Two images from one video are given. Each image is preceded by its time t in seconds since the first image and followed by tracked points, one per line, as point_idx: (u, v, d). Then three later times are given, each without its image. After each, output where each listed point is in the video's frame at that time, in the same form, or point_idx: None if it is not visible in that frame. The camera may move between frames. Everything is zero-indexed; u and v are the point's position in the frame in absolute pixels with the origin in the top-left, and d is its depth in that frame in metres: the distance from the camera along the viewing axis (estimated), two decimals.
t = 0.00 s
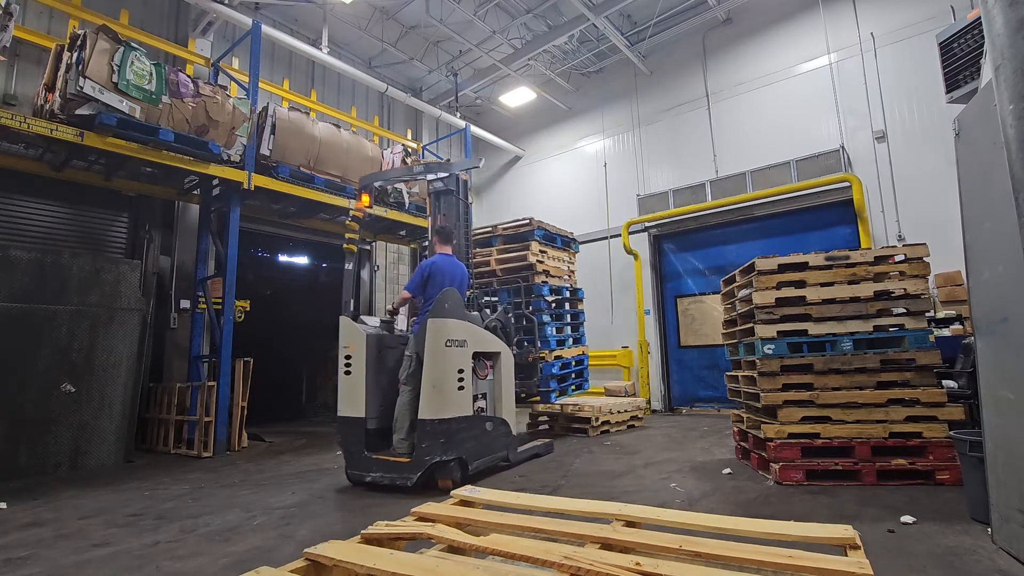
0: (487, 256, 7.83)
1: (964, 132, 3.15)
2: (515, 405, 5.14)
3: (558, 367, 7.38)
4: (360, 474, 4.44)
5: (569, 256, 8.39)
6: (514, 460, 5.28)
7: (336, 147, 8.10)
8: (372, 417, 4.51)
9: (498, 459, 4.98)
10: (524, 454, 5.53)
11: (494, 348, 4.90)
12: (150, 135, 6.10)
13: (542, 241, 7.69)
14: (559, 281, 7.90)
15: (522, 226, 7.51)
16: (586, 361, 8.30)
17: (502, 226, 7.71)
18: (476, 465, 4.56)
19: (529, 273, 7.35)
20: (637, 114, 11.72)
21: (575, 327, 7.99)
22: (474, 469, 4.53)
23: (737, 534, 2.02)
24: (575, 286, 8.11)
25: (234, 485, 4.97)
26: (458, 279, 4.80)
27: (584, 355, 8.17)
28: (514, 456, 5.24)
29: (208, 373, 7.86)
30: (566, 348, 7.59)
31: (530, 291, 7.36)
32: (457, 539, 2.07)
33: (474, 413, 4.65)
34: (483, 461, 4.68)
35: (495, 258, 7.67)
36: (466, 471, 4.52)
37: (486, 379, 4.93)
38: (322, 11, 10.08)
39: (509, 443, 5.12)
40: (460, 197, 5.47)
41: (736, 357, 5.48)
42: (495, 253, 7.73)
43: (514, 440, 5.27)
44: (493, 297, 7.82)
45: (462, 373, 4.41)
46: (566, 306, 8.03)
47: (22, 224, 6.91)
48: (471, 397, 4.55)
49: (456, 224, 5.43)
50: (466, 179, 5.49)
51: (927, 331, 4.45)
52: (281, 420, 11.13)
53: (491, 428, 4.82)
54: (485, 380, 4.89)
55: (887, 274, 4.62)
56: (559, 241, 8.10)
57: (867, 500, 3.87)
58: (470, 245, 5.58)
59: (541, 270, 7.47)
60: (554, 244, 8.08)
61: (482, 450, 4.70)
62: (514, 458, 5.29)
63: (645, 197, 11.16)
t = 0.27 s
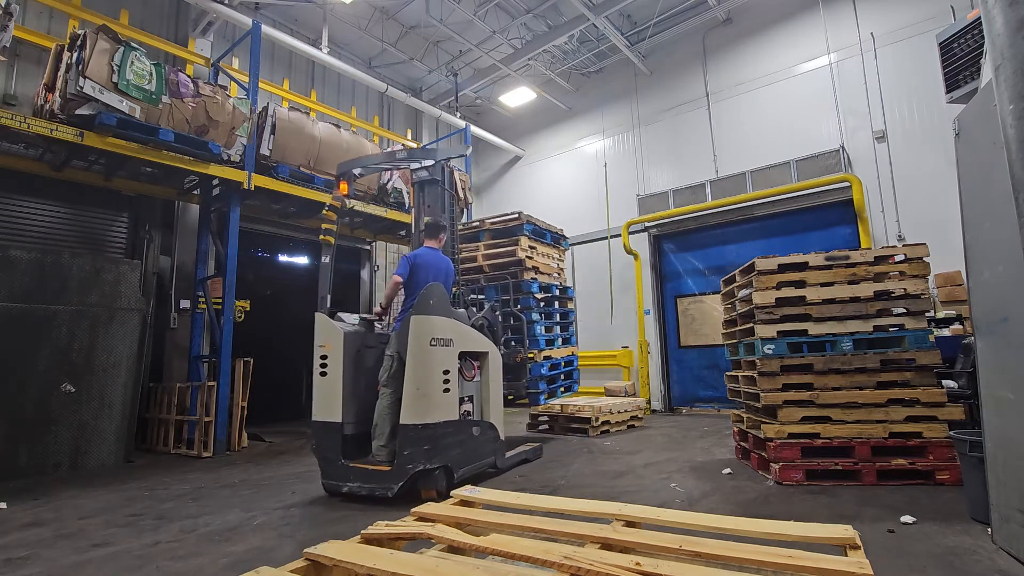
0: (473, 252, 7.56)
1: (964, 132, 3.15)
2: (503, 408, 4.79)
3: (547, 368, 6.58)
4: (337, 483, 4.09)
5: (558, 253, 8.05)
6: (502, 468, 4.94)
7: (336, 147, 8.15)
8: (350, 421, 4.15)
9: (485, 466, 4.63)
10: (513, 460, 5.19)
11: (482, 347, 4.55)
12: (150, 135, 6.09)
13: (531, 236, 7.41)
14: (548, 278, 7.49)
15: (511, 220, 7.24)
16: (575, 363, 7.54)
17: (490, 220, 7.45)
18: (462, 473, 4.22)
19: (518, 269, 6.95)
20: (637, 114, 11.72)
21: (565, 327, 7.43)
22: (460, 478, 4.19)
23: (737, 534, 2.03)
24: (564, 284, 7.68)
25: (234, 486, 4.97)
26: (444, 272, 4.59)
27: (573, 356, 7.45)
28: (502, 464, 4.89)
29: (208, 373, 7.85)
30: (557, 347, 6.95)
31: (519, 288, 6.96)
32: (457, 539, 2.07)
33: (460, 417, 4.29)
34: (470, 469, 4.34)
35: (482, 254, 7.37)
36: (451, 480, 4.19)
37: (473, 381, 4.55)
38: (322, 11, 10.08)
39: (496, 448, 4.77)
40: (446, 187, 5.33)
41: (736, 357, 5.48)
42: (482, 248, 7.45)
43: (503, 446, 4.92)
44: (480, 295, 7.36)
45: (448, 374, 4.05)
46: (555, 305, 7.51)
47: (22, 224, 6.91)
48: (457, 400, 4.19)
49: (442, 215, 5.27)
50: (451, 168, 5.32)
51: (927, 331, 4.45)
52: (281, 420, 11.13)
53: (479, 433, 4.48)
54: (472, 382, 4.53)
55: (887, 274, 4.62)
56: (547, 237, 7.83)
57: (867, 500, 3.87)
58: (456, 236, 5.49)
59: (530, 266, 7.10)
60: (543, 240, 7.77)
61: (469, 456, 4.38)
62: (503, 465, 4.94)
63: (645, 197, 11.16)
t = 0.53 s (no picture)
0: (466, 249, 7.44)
1: (964, 132, 3.15)
2: (496, 410, 4.73)
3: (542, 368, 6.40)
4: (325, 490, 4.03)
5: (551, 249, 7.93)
6: (495, 472, 4.86)
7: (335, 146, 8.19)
8: (336, 425, 4.09)
9: (478, 470, 4.56)
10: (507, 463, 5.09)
11: (475, 347, 4.50)
12: (150, 135, 6.09)
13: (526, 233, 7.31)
14: (542, 276, 7.37)
15: (505, 216, 7.07)
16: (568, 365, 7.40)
17: (482, 215, 7.28)
18: (454, 479, 4.16)
19: (513, 266, 6.77)
20: (637, 114, 11.72)
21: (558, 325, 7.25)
22: (452, 483, 4.14)
23: (737, 535, 2.03)
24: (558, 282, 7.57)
25: (234, 486, 4.97)
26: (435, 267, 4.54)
27: (566, 356, 7.30)
28: (496, 467, 4.81)
29: (208, 373, 7.85)
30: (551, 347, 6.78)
31: (513, 286, 6.73)
32: (457, 539, 2.07)
33: (452, 420, 4.22)
34: (462, 474, 4.28)
35: (474, 250, 7.24)
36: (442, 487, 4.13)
37: (466, 382, 4.50)
38: (322, 11, 10.07)
39: (489, 452, 4.70)
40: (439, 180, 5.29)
41: (736, 357, 5.48)
42: (474, 243, 7.34)
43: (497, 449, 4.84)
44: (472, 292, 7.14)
45: (439, 376, 3.99)
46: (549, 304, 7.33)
47: (22, 224, 6.91)
48: (449, 402, 4.12)
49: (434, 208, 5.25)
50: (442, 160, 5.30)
51: (927, 331, 4.45)
52: (281, 420, 11.13)
53: (472, 436, 4.42)
54: (465, 384, 4.46)
55: (887, 274, 4.62)
56: (541, 234, 7.73)
57: (867, 500, 3.87)
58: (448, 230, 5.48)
59: (525, 264, 6.95)
60: (537, 236, 7.69)
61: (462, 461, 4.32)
62: (498, 468, 4.89)
63: (645, 197, 11.16)
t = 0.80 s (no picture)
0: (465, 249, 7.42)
1: (964, 132, 3.15)
2: (493, 411, 4.74)
3: (542, 368, 6.38)
4: (320, 493, 4.01)
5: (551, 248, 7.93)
6: (493, 474, 4.84)
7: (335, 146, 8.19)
8: (330, 427, 4.10)
9: (476, 472, 4.55)
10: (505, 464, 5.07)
11: (473, 347, 4.51)
12: (150, 135, 6.08)
13: (525, 232, 7.28)
14: (542, 276, 7.38)
15: (504, 215, 7.04)
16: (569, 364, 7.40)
17: (482, 214, 7.21)
18: (452, 481, 4.15)
19: (512, 266, 6.77)
20: (637, 114, 11.72)
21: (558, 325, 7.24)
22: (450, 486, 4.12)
23: (737, 534, 2.03)
24: (558, 282, 7.58)
25: (234, 486, 4.97)
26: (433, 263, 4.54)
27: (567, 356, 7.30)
28: (494, 469, 4.80)
29: (208, 373, 7.84)
30: (551, 348, 6.76)
31: (512, 286, 6.70)
32: (457, 538, 2.07)
33: (450, 421, 4.23)
34: (459, 476, 4.27)
35: (473, 249, 7.25)
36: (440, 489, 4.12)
37: (463, 383, 4.50)
38: (322, 11, 10.08)
39: (488, 454, 4.70)
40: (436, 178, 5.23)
41: (736, 357, 5.48)
42: (473, 244, 7.32)
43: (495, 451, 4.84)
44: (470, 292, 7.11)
45: (437, 375, 3.98)
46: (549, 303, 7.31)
47: (22, 224, 6.91)
48: (447, 402, 4.12)
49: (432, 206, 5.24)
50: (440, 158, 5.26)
51: (927, 331, 4.45)
52: (281, 420, 11.13)
53: (469, 438, 4.41)
54: (462, 384, 4.46)
55: (887, 274, 4.62)
56: (541, 234, 7.70)
57: (867, 500, 3.87)
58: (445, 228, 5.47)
59: (525, 263, 6.98)
60: (537, 236, 7.67)
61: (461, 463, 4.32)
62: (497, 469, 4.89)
63: (645, 197, 11.16)
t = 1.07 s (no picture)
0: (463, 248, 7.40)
1: (964, 132, 3.16)
2: (487, 411, 4.73)
3: (542, 368, 6.41)
4: (308, 491, 4.04)
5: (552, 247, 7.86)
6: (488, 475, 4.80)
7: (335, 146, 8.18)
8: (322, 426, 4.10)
9: (469, 472, 4.51)
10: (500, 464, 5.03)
11: (464, 347, 4.48)
12: (150, 135, 6.08)
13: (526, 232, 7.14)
14: (543, 275, 7.23)
15: (503, 214, 6.91)
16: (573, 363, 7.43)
17: (481, 214, 7.13)
18: (442, 481, 4.11)
19: (512, 266, 6.67)
20: (637, 114, 11.72)
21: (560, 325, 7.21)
22: (440, 486, 4.09)
23: (737, 534, 2.03)
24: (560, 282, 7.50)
25: (234, 486, 4.97)
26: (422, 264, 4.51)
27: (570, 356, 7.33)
28: (489, 470, 4.75)
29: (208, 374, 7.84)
30: (552, 347, 6.76)
31: (512, 285, 6.70)
32: (457, 538, 2.07)
33: (440, 421, 4.20)
34: (451, 476, 4.23)
35: (473, 250, 7.13)
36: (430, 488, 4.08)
37: (455, 382, 4.48)
38: (322, 11, 10.07)
39: (481, 454, 4.67)
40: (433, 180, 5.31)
41: (736, 357, 5.48)
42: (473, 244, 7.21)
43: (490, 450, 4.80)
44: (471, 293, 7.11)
45: (426, 375, 3.97)
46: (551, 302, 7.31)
47: (22, 224, 6.91)
48: (436, 402, 4.11)
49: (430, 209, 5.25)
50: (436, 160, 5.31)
51: (927, 331, 4.45)
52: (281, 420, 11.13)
53: (461, 438, 4.39)
54: (454, 384, 4.45)
55: (887, 274, 4.62)
56: (542, 233, 7.63)
57: (867, 500, 3.87)
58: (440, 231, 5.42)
59: (525, 263, 6.84)
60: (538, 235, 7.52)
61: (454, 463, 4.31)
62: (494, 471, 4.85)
63: (645, 197, 11.16)
